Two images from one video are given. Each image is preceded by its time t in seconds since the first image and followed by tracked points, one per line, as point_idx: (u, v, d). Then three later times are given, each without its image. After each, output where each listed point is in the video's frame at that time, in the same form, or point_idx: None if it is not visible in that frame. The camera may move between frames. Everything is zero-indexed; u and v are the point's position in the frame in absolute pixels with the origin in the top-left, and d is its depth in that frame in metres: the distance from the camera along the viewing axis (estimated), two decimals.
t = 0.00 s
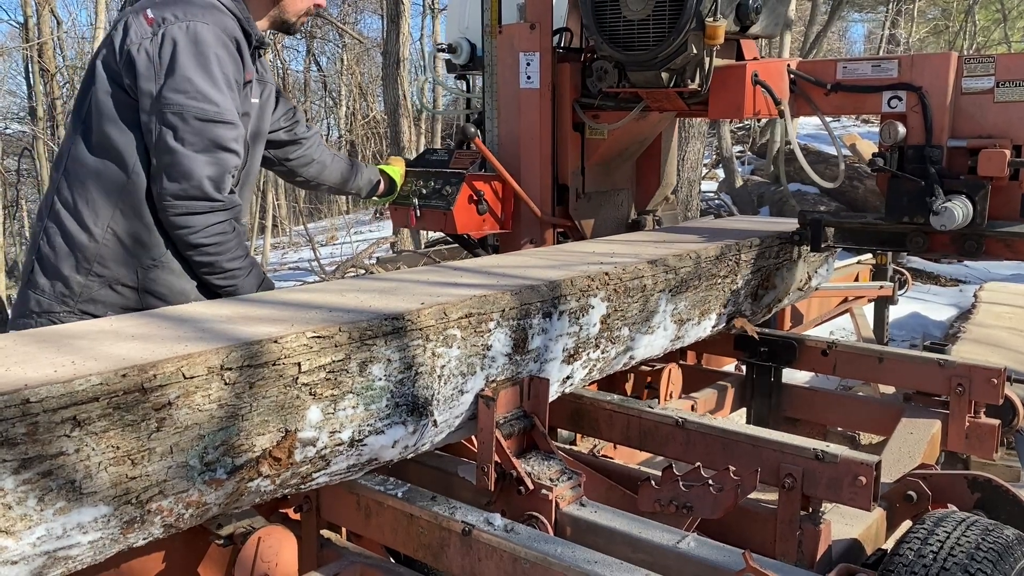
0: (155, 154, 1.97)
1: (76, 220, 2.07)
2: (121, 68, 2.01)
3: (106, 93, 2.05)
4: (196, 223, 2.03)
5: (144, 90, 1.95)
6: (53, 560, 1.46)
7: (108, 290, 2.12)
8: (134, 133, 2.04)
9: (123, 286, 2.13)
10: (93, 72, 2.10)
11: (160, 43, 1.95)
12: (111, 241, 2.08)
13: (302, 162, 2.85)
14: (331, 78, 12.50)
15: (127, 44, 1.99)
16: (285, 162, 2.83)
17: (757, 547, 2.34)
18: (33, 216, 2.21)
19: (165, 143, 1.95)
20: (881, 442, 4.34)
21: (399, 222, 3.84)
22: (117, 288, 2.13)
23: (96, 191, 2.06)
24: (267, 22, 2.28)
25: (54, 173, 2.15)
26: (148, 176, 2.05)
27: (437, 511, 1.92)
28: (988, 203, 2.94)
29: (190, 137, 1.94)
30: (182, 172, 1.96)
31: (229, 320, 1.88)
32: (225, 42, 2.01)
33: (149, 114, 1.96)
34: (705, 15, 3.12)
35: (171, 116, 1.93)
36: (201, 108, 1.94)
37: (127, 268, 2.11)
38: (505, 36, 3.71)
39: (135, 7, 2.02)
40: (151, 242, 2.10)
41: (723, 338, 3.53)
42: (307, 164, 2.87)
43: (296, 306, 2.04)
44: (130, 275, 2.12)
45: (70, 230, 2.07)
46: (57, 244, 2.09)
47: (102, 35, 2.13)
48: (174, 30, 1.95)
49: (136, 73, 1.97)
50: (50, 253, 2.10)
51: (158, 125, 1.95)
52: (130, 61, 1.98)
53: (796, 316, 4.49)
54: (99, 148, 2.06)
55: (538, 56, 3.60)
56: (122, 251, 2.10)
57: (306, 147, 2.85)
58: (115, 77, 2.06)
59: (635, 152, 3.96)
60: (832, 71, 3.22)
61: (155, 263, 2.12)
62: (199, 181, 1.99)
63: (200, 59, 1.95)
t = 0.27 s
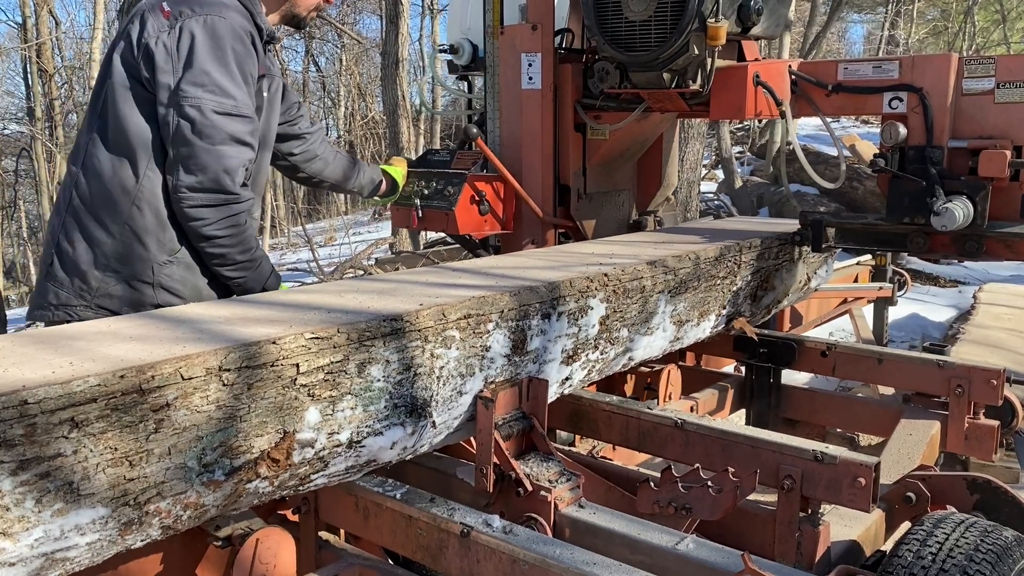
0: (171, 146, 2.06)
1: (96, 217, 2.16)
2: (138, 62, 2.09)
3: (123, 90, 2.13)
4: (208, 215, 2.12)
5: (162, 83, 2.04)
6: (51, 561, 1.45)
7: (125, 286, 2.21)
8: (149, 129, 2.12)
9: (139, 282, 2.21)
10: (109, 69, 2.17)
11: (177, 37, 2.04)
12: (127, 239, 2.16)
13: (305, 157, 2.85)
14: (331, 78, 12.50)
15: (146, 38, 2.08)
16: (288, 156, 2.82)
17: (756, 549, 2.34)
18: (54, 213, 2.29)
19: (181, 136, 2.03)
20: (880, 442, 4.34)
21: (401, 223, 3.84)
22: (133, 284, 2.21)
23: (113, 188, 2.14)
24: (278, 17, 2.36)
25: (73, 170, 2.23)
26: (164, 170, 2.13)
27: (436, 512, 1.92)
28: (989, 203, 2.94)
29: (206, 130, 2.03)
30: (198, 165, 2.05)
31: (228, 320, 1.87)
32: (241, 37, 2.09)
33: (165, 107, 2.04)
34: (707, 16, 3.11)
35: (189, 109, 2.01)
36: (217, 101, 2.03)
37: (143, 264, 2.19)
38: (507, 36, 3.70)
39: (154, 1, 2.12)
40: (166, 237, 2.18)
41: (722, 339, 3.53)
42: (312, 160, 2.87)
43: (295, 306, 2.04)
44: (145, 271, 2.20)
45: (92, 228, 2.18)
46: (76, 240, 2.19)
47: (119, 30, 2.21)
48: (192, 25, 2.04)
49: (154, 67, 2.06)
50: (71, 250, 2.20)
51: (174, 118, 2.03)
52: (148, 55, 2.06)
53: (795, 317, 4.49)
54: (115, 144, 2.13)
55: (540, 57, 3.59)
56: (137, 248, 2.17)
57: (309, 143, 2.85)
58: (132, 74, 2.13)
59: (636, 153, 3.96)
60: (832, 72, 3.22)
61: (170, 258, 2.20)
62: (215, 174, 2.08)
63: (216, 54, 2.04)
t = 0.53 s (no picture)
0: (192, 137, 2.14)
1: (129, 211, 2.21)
2: (156, 56, 2.17)
3: (142, 84, 2.20)
4: (231, 202, 2.19)
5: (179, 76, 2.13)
6: (52, 561, 1.45)
7: (161, 276, 2.25)
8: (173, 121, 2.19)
9: (174, 271, 2.26)
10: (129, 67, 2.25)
11: (191, 29, 2.12)
12: (161, 230, 2.22)
13: (311, 148, 2.85)
14: (331, 79, 12.51)
15: (161, 32, 2.15)
16: (294, 147, 2.82)
17: (756, 549, 2.34)
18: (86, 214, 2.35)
19: (200, 126, 2.11)
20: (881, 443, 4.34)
21: (404, 223, 3.85)
22: (168, 274, 2.26)
23: (142, 181, 2.20)
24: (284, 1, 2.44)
25: (102, 169, 2.30)
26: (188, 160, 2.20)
27: (437, 513, 1.92)
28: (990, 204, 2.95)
29: (225, 119, 2.11)
30: (219, 154, 2.13)
31: (229, 321, 1.88)
32: (251, 25, 2.15)
33: (185, 99, 2.13)
34: (709, 18, 3.10)
35: (206, 99, 2.09)
36: (233, 90, 2.11)
37: (178, 254, 2.25)
38: (510, 38, 3.70)
39: None
40: (197, 225, 2.25)
41: (722, 340, 3.54)
42: (317, 152, 2.88)
43: (296, 307, 2.04)
44: (179, 261, 2.26)
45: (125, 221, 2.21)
46: (110, 236, 2.23)
47: (133, 28, 2.28)
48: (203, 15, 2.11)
49: (171, 60, 2.14)
50: (108, 246, 2.23)
51: (193, 109, 2.11)
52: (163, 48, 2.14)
53: (795, 317, 4.49)
54: (141, 138, 2.20)
55: (543, 58, 3.60)
56: (171, 238, 2.23)
57: (315, 133, 2.86)
58: (152, 70, 2.20)
59: (638, 154, 3.96)
60: (834, 73, 3.23)
61: (202, 246, 2.28)
62: (235, 162, 2.16)
63: (228, 43, 2.10)
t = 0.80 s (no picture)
0: (207, 131, 2.23)
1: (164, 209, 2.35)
2: (168, 54, 2.26)
3: (159, 85, 2.32)
4: (249, 192, 2.29)
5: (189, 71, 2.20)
6: (53, 561, 1.45)
7: (205, 269, 2.40)
8: (194, 119, 2.32)
9: (216, 263, 2.41)
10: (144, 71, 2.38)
11: (197, 25, 2.18)
12: (199, 224, 2.35)
13: (317, 138, 2.86)
14: (332, 79, 12.51)
15: (171, 30, 2.23)
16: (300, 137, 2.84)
17: (757, 549, 2.34)
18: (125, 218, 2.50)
19: (214, 120, 2.20)
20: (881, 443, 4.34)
21: (408, 222, 3.85)
22: (212, 265, 2.40)
23: (174, 180, 2.33)
24: None
25: (135, 173, 2.44)
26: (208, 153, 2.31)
27: (437, 512, 1.92)
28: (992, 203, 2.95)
29: (235, 111, 2.19)
30: (232, 146, 2.22)
31: (229, 321, 1.88)
32: (256, 15, 2.20)
33: (198, 94, 2.21)
34: (712, 18, 3.10)
35: (217, 93, 2.17)
36: (241, 82, 2.17)
37: (218, 246, 2.39)
38: (513, 38, 3.71)
39: None
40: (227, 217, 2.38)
41: (722, 339, 3.54)
42: (323, 143, 2.88)
43: (296, 307, 2.04)
44: (220, 252, 2.40)
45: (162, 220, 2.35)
46: (153, 236, 2.37)
47: (146, 30, 2.38)
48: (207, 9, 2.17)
49: (182, 57, 2.21)
50: (150, 245, 2.38)
51: (206, 103, 2.20)
52: (172, 45, 2.23)
53: (796, 317, 4.49)
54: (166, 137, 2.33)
55: (546, 58, 3.60)
56: (209, 231, 2.37)
57: (321, 124, 2.87)
58: (168, 70, 2.31)
59: (641, 154, 3.96)
60: (837, 73, 3.23)
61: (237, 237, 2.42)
62: (248, 153, 2.24)
63: (232, 35, 2.16)
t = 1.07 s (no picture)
0: (217, 128, 2.25)
1: (188, 207, 2.39)
2: (180, 53, 2.28)
3: (174, 84, 2.36)
4: (259, 187, 2.30)
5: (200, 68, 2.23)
6: (52, 560, 1.45)
7: (232, 264, 2.43)
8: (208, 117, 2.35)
9: (243, 257, 2.44)
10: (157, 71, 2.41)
11: (206, 22, 2.20)
12: (224, 220, 2.39)
13: (324, 133, 2.87)
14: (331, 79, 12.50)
15: (181, 28, 2.26)
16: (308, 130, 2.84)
17: (757, 548, 2.34)
18: (145, 218, 2.54)
19: (223, 116, 2.22)
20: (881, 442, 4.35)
21: (410, 221, 3.85)
22: (238, 260, 2.44)
23: (195, 177, 2.36)
24: None
25: (154, 173, 2.48)
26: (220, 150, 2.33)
27: (437, 511, 1.92)
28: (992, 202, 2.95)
29: (244, 107, 2.21)
30: (241, 142, 2.23)
31: (228, 320, 1.88)
32: (264, 11, 2.21)
33: (208, 91, 2.23)
34: (713, 17, 3.11)
35: (226, 89, 2.19)
36: (249, 78, 2.19)
37: (243, 241, 2.43)
38: (514, 37, 3.73)
39: None
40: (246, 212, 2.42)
41: (722, 339, 3.55)
42: (330, 137, 2.89)
43: (295, 306, 2.04)
44: (245, 247, 2.44)
45: (187, 217, 2.40)
46: (178, 233, 2.41)
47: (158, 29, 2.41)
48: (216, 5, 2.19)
49: (192, 55, 2.24)
50: (176, 242, 2.41)
51: (216, 100, 2.22)
52: (182, 42, 2.26)
53: (796, 316, 4.49)
54: (184, 135, 2.37)
55: (548, 57, 3.60)
56: (234, 226, 2.41)
57: (329, 118, 2.87)
58: (181, 69, 2.34)
59: (642, 153, 3.96)
60: (837, 73, 3.23)
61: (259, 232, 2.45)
62: (257, 149, 2.26)
63: (240, 31, 2.18)
